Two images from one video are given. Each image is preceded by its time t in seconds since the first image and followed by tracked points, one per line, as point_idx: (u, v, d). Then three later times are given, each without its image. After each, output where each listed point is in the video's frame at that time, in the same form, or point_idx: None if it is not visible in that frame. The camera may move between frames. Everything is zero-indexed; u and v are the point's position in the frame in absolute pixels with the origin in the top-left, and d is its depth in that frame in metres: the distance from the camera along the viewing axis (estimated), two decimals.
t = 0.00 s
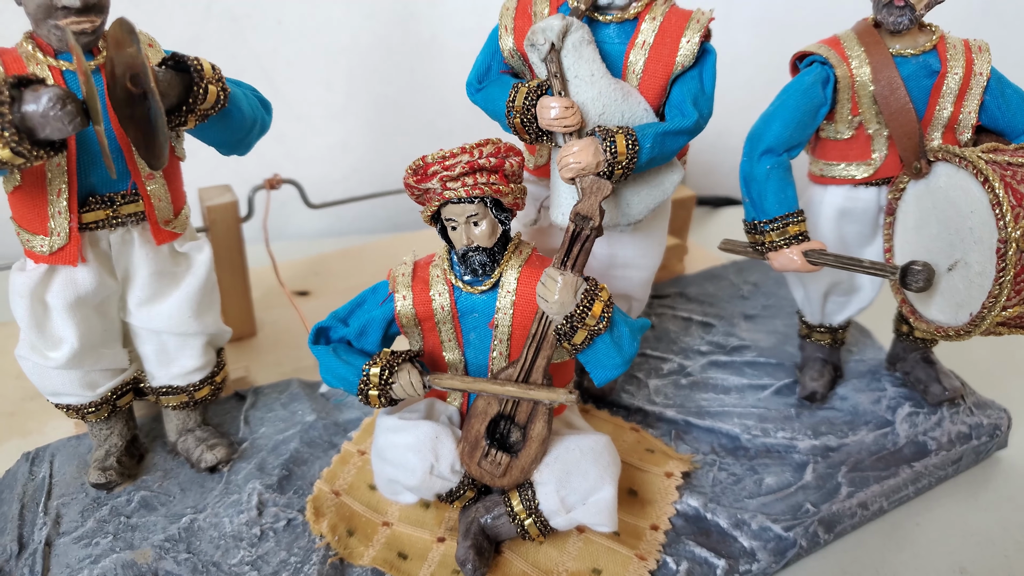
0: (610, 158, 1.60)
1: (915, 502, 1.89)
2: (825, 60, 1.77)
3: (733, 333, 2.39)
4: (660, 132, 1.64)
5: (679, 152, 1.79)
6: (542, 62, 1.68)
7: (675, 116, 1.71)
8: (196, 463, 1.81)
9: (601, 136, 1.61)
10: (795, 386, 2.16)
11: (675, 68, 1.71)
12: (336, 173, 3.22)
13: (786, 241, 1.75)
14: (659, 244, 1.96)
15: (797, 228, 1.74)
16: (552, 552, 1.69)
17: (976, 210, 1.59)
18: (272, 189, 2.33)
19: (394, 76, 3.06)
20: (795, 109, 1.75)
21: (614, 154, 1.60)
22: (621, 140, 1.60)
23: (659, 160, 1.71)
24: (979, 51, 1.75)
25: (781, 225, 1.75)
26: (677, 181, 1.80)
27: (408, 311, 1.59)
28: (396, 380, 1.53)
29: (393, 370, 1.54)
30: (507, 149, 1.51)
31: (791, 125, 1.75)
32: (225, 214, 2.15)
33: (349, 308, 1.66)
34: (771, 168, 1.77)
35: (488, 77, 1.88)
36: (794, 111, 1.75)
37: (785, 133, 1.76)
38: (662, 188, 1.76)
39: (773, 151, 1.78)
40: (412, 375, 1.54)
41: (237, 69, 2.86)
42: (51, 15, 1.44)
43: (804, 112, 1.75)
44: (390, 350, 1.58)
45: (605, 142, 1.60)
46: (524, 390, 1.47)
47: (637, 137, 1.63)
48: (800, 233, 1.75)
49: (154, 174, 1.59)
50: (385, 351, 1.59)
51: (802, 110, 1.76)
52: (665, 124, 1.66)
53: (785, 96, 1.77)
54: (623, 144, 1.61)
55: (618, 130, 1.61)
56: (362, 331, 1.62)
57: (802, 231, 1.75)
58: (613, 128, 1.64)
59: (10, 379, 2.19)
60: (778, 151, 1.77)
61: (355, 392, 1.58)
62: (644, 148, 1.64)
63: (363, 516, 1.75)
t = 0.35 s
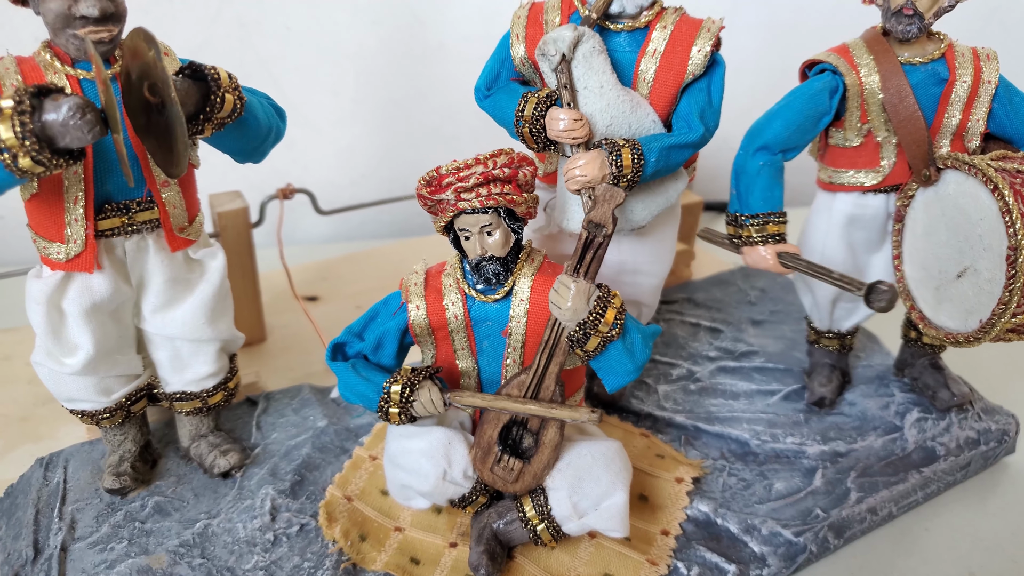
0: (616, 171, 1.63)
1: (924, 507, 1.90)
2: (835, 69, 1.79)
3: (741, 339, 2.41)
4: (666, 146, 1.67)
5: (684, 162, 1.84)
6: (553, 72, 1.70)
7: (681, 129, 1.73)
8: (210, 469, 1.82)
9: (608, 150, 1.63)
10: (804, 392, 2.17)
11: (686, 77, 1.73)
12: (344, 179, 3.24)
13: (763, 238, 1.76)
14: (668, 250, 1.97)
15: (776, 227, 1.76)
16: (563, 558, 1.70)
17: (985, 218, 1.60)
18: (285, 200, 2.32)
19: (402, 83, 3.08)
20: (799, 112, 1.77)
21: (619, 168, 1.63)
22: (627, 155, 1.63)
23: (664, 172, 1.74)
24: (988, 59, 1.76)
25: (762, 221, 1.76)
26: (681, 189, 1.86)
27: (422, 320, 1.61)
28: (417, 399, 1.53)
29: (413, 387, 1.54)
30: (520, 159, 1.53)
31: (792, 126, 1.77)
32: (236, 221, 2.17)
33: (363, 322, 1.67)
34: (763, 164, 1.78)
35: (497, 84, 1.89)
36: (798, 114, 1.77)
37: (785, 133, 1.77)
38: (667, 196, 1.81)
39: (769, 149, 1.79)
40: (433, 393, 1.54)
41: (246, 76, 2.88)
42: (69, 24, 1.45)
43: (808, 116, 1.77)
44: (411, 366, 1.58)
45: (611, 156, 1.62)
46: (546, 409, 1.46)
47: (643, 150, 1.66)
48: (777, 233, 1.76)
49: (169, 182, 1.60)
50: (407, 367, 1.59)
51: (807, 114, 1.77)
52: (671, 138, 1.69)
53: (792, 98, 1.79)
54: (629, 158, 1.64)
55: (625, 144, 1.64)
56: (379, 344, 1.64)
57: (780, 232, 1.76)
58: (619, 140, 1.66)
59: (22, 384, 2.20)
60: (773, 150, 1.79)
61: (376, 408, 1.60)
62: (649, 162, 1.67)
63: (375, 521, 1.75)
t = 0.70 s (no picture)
0: (622, 182, 1.65)
1: (934, 513, 1.90)
2: (845, 76, 1.80)
3: (750, 344, 2.42)
4: (672, 158, 1.69)
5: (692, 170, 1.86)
6: (564, 80, 1.70)
7: (688, 139, 1.74)
8: (223, 474, 1.83)
9: (616, 161, 1.66)
10: (814, 397, 2.17)
11: (698, 84, 1.74)
12: (352, 184, 3.26)
13: (732, 221, 1.73)
14: (679, 255, 1.98)
15: (747, 214, 1.72)
16: (576, 562, 1.70)
17: (997, 225, 1.61)
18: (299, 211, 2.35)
19: (410, 88, 3.09)
20: (803, 109, 1.77)
21: (626, 178, 1.65)
22: (634, 166, 1.65)
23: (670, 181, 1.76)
24: (997, 66, 1.77)
25: (737, 205, 1.73)
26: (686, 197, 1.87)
27: (436, 329, 1.61)
28: (441, 412, 1.53)
29: (437, 400, 1.54)
30: (534, 168, 1.54)
31: (793, 121, 1.78)
32: (247, 226, 2.18)
33: (379, 335, 1.67)
34: (755, 151, 1.77)
35: (507, 89, 1.89)
36: (802, 111, 1.77)
37: (784, 127, 1.77)
38: (671, 203, 1.83)
39: (764, 137, 1.79)
40: (456, 404, 1.53)
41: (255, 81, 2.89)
42: (87, 33, 1.45)
43: (811, 115, 1.78)
44: (434, 379, 1.57)
45: (618, 167, 1.64)
46: (572, 418, 1.46)
47: (650, 161, 1.68)
48: (747, 220, 1.72)
49: (184, 189, 1.61)
50: (428, 379, 1.58)
51: (810, 113, 1.78)
52: (678, 149, 1.71)
53: (802, 95, 1.80)
54: (636, 170, 1.66)
55: (632, 155, 1.66)
56: (396, 356, 1.65)
57: (751, 219, 1.73)
58: (626, 151, 1.69)
59: (35, 389, 2.21)
60: (768, 140, 1.79)
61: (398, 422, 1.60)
62: (656, 173, 1.69)
63: (387, 526, 1.76)
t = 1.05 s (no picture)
0: (630, 191, 1.66)
1: (944, 520, 1.90)
2: (855, 83, 1.80)
3: (759, 350, 2.43)
4: (680, 167, 1.70)
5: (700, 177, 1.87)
6: (575, 88, 1.71)
7: (696, 148, 1.75)
8: (235, 480, 1.83)
9: (624, 171, 1.66)
10: (823, 403, 2.18)
11: (708, 92, 1.75)
12: (359, 189, 3.27)
13: (817, 261, 1.80)
14: (690, 261, 1.97)
15: (828, 248, 1.78)
16: (587, 568, 1.71)
17: (1007, 233, 1.61)
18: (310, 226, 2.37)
19: (417, 94, 3.10)
20: (826, 131, 1.78)
21: (634, 187, 1.65)
22: (642, 176, 1.65)
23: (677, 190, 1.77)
24: (1007, 74, 1.77)
25: (812, 246, 1.79)
26: (695, 204, 1.88)
27: (448, 338, 1.62)
28: (463, 422, 1.55)
29: (459, 410, 1.56)
30: (546, 177, 1.54)
31: (822, 147, 1.78)
32: (257, 232, 2.19)
33: (393, 346, 1.67)
34: (801, 189, 1.81)
35: (516, 95, 1.90)
36: (824, 133, 1.78)
37: (816, 155, 1.79)
38: (680, 210, 1.83)
39: (804, 173, 1.81)
40: (479, 414, 1.55)
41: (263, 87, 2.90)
42: (103, 41, 1.45)
43: (834, 134, 1.78)
44: (456, 391, 1.59)
45: (627, 177, 1.64)
46: (595, 425, 1.46)
47: (658, 171, 1.68)
48: (830, 253, 1.79)
49: (197, 196, 1.62)
50: (450, 390, 1.60)
51: (833, 133, 1.78)
52: (686, 159, 1.72)
53: (815, 117, 1.80)
54: (644, 180, 1.66)
55: (640, 165, 1.66)
56: (411, 367, 1.65)
57: (832, 251, 1.79)
58: (634, 159, 1.69)
59: (45, 395, 2.22)
60: (808, 173, 1.81)
61: (420, 434, 1.60)
62: (663, 183, 1.70)
63: (398, 532, 1.76)
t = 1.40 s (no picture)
0: (641, 202, 1.66)
1: (954, 528, 1.90)
2: (866, 93, 1.81)
3: (768, 358, 2.43)
4: (691, 177, 1.71)
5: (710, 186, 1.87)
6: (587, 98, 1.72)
7: (706, 158, 1.76)
8: (247, 486, 1.84)
9: (635, 180, 1.66)
10: (832, 411, 2.18)
11: (719, 102, 1.75)
12: (368, 196, 3.28)
13: (826, 270, 1.80)
14: (700, 270, 1.98)
15: (837, 257, 1.79)
16: None
17: (1018, 242, 1.62)
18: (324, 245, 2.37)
19: (426, 101, 3.12)
20: (836, 140, 1.79)
21: (645, 197, 1.66)
22: (653, 186, 1.66)
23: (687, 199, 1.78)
24: (1017, 84, 1.78)
25: (821, 254, 1.80)
26: (705, 213, 1.89)
27: (461, 347, 1.63)
28: (482, 429, 1.55)
29: (477, 418, 1.56)
30: (559, 188, 1.55)
31: (832, 156, 1.79)
32: (269, 239, 2.20)
33: (406, 356, 1.68)
34: (811, 198, 1.81)
35: (527, 104, 1.90)
36: (834, 142, 1.79)
37: (826, 164, 1.80)
38: (690, 218, 1.84)
39: (814, 181, 1.82)
40: (496, 422, 1.55)
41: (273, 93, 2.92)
42: (120, 51, 1.46)
43: (844, 143, 1.79)
44: (472, 399, 1.60)
45: (638, 187, 1.65)
46: (614, 430, 1.46)
47: (669, 181, 1.69)
48: (840, 262, 1.79)
49: (211, 204, 1.62)
50: (466, 399, 1.61)
51: (843, 142, 1.79)
52: (696, 169, 1.72)
53: (826, 126, 1.81)
54: (654, 190, 1.67)
55: (650, 175, 1.67)
56: (425, 377, 1.66)
57: (841, 260, 1.79)
58: (644, 169, 1.69)
59: (57, 401, 2.23)
60: (818, 182, 1.82)
61: (437, 443, 1.60)
62: (674, 193, 1.71)
63: (409, 539, 1.76)
